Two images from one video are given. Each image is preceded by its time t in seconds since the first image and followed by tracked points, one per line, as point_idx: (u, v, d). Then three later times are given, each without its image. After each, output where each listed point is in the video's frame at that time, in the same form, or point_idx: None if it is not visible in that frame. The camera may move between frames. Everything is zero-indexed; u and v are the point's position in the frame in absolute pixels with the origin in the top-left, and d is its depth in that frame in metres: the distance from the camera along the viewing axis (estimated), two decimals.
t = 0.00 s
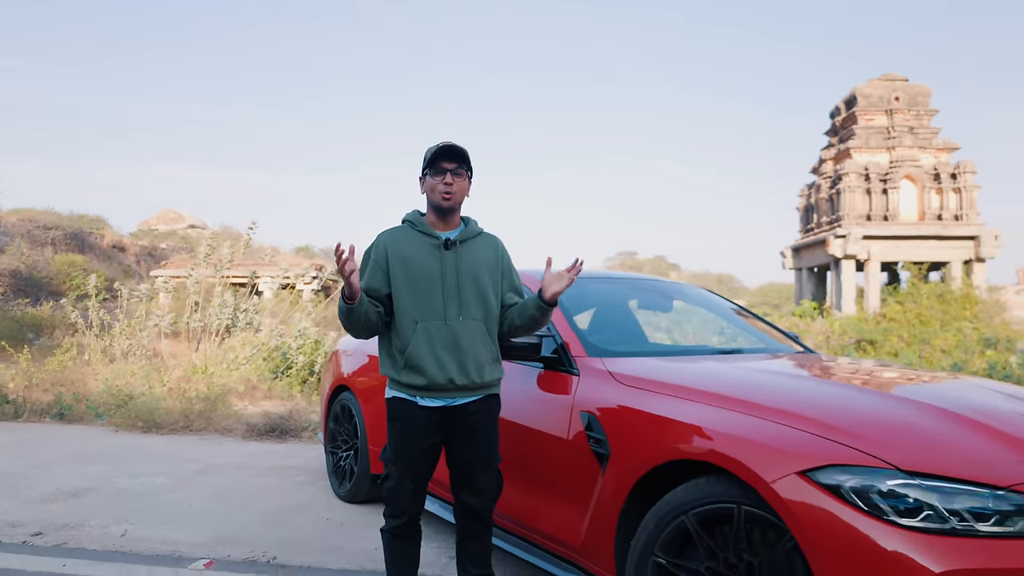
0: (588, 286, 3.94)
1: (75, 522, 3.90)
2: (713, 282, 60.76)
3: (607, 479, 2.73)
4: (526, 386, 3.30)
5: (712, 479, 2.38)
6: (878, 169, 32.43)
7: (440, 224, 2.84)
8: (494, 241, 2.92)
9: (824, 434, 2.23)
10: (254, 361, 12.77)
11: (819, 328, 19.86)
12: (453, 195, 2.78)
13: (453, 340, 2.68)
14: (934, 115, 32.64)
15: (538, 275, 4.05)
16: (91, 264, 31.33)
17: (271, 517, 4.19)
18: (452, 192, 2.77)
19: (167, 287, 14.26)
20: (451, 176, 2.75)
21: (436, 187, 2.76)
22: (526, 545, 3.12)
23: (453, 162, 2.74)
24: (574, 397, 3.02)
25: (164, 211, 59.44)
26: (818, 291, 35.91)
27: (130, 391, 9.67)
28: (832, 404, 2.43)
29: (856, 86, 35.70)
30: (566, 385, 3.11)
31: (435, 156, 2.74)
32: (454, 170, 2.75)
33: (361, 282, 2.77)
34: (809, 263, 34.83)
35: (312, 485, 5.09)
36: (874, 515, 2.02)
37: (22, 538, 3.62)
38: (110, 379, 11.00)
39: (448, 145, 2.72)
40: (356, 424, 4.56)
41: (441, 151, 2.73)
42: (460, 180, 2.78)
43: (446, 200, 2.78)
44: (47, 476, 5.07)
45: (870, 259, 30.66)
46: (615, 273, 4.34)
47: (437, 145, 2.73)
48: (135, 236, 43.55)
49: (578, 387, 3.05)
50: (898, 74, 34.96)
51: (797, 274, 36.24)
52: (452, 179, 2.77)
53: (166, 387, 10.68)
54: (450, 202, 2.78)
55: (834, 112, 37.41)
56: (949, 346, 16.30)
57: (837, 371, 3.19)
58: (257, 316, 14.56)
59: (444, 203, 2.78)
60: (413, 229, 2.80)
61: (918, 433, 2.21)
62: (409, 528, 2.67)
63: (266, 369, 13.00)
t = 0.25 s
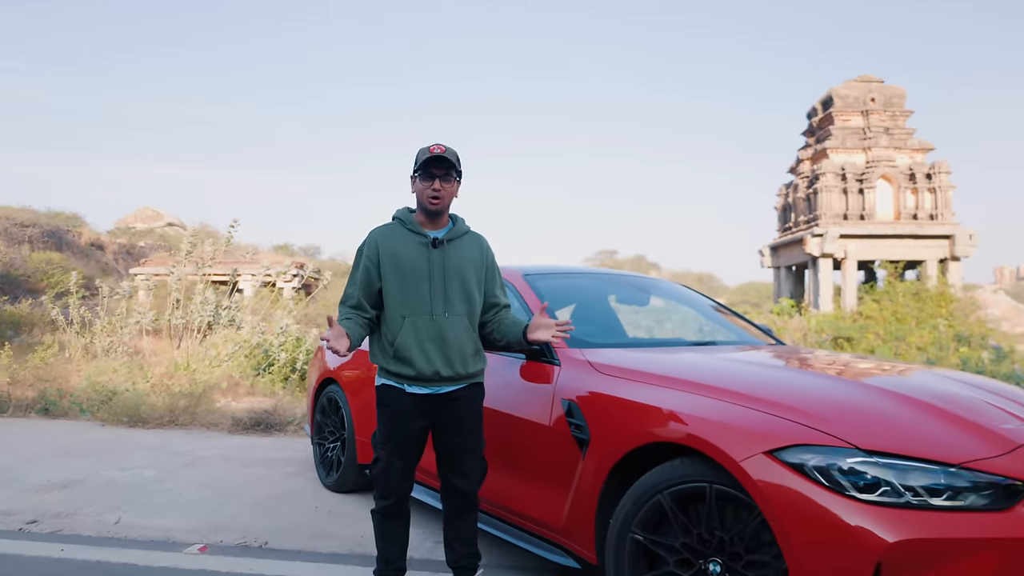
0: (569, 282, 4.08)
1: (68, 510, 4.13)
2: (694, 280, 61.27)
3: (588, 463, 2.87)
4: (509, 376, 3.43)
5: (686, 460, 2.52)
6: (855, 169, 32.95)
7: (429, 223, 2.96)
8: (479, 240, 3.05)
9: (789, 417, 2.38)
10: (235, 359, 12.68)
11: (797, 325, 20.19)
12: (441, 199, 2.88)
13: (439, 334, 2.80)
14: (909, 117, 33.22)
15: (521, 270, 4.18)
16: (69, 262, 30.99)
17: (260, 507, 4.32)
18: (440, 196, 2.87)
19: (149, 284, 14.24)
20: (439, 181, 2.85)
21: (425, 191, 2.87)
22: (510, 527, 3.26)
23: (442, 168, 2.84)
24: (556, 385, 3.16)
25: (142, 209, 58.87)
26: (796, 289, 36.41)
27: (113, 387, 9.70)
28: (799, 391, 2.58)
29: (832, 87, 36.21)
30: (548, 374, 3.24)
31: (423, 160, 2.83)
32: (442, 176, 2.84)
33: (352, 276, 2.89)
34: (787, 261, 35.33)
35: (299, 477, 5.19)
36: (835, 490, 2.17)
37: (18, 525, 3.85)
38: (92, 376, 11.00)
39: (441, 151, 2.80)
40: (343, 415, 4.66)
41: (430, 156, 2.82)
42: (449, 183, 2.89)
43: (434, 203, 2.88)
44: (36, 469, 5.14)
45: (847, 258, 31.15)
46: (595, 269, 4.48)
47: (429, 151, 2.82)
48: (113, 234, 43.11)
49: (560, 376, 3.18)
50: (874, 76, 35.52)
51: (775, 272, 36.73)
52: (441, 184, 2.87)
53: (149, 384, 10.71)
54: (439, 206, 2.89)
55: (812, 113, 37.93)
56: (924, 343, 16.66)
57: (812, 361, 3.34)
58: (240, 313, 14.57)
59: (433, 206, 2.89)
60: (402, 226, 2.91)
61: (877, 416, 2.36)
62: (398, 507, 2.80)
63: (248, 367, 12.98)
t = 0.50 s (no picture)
0: (559, 280, 4.22)
1: (68, 504, 4.18)
2: (679, 279, 61.71)
3: (578, 451, 3.01)
4: (502, 370, 3.56)
5: (671, 446, 2.67)
6: (836, 171, 33.41)
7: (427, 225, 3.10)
8: (472, 238, 3.18)
9: (767, 405, 2.54)
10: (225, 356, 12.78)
11: (780, 324, 20.49)
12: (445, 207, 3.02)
13: (437, 328, 2.93)
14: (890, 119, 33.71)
15: (512, 269, 4.32)
16: (50, 260, 30.74)
17: (258, 499, 4.43)
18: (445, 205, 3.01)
19: (135, 283, 14.23)
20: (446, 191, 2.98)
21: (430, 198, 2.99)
22: (502, 514, 3.39)
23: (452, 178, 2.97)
24: (546, 378, 3.30)
25: (124, 207, 58.37)
26: (779, 289, 36.84)
27: (102, 386, 9.74)
28: (777, 381, 2.74)
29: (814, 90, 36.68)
30: (539, 367, 3.38)
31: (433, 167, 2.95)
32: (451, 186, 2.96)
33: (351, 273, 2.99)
34: (771, 262, 35.76)
35: (293, 471, 5.30)
36: (809, 473, 2.33)
37: (21, 518, 3.91)
38: (80, 375, 11.02)
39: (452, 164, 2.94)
40: (338, 410, 4.77)
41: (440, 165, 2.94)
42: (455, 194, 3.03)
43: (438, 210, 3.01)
44: (33, 465, 5.21)
45: (829, 258, 31.58)
46: (584, 268, 4.63)
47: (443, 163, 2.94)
48: (95, 232, 42.74)
49: (550, 369, 3.32)
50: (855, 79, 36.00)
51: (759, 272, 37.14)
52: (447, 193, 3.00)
53: (138, 382, 10.75)
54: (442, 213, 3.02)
55: (795, 115, 38.38)
56: (903, 341, 16.99)
57: (794, 355, 3.49)
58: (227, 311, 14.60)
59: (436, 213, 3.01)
60: (399, 225, 3.02)
61: (849, 404, 2.52)
62: (396, 495, 2.92)
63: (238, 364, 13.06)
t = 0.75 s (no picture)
0: (548, 276, 4.34)
1: (63, 495, 4.24)
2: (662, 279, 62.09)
3: (568, 438, 3.13)
4: (493, 362, 3.68)
5: (657, 432, 2.81)
6: (817, 171, 33.82)
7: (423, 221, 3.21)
8: (462, 233, 3.31)
9: (749, 392, 2.67)
10: (209, 355, 12.69)
11: (762, 322, 20.76)
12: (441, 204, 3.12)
13: (437, 319, 3.04)
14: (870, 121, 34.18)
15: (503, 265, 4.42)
16: (29, 258, 30.38)
17: (252, 491, 4.51)
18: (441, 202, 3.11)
19: (119, 280, 14.17)
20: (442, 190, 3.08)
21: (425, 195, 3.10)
22: (493, 501, 3.51)
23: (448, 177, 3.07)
24: (537, 369, 3.42)
25: (104, 205, 57.77)
26: (761, 288, 37.23)
27: (87, 383, 9.71)
28: (757, 370, 2.88)
29: (796, 91, 37.07)
30: (529, 359, 3.50)
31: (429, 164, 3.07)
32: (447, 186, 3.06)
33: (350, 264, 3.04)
34: (753, 261, 36.12)
35: (285, 464, 5.38)
36: (785, 455, 2.47)
37: (17, 509, 3.96)
38: (64, 372, 10.98)
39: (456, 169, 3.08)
40: (330, 404, 4.86)
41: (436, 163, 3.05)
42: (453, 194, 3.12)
43: (434, 207, 3.12)
44: (24, 460, 5.25)
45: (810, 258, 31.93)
46: (571, 264, 4.75)
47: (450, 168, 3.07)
48: (75, 230, 42.28)
49: (541, 360, 3.44)
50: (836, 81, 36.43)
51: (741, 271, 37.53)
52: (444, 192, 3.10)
53: (123, 379, 10.73)
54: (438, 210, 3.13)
55: (776, 116, 38.78)
56: (882, 340, 17.27)
57: (775, 347, 3.63)
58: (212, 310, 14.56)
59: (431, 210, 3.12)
60: (396, 221, 3.12)
61: (825, 391, 2.66)
62: (395, 483, 3.03)
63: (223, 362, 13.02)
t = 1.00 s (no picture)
0: (535, 272, 4.45)
1: (56, 487, 4.29)
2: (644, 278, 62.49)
3: (555, 427, 3.26)
4: (483, 354, 3.78)
5: (641, 419, 2.93)
6: (797, 172, 34.24)
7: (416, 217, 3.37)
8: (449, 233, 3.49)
9: (729, 381, 2.81)
10: (192, 351, 12.52)
11: (742, 321, 21.04)
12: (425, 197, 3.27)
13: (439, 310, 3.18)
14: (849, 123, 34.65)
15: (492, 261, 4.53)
16: (6, 255, 29.99)
17: (243, 483, 4.58)
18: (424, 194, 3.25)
19: (101, 277, 14.08)
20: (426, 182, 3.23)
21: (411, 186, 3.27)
22: (482, 488, 3.63)
23: (430, 169, 3.21)
24: (526, 360, 3.53)
25: (82, 201, 57.06)
26: (742, 287, 37.64)
27: (69, 380, 9.68)
28: (737, 360, 3.01)
29: (777, 93, 37.49)
30: (518, 351, 3.61)
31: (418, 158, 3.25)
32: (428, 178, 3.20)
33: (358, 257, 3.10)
34: (734, 260, 36.52)
35: (275, 457, 5.45)
36: (762, 439, 2.60)
37: (11, 500, 4.01)
38: (46, 369, 10.93)
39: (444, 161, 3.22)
40: (320, 397, 4.94)
41: (422, 156, 3.20)
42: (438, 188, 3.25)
43: (419, 200, 3.27)
44: (13, 454, 5.28)
45: (790, 258, 32.40)
46: (558, 261, 4.87)
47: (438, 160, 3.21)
48: (52, 227, 41.74)
49: (529, 352, 3.56)
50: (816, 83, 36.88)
51: (722, 270, 37.92)
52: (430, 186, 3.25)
53: (106, 376, 10.70)
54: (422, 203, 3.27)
55: (758, 117, 39.19)
56: (859, 338, 17.57)
57: (755, 340, 3.77)
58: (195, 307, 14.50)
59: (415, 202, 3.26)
60: (394, 216, 3.26)
61: (801, 379, 2.80)
62: (393, 471, 3.13)
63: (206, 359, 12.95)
